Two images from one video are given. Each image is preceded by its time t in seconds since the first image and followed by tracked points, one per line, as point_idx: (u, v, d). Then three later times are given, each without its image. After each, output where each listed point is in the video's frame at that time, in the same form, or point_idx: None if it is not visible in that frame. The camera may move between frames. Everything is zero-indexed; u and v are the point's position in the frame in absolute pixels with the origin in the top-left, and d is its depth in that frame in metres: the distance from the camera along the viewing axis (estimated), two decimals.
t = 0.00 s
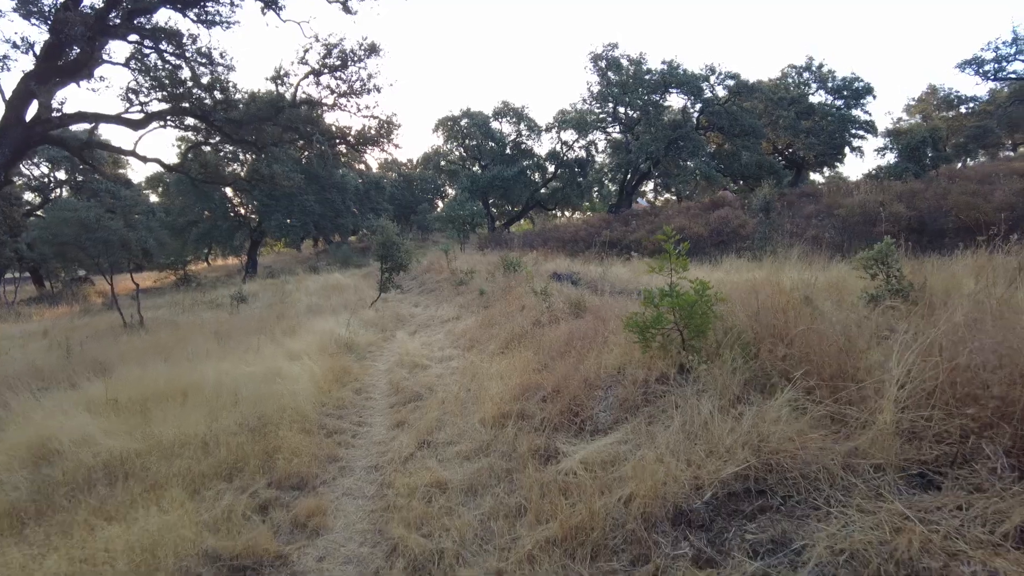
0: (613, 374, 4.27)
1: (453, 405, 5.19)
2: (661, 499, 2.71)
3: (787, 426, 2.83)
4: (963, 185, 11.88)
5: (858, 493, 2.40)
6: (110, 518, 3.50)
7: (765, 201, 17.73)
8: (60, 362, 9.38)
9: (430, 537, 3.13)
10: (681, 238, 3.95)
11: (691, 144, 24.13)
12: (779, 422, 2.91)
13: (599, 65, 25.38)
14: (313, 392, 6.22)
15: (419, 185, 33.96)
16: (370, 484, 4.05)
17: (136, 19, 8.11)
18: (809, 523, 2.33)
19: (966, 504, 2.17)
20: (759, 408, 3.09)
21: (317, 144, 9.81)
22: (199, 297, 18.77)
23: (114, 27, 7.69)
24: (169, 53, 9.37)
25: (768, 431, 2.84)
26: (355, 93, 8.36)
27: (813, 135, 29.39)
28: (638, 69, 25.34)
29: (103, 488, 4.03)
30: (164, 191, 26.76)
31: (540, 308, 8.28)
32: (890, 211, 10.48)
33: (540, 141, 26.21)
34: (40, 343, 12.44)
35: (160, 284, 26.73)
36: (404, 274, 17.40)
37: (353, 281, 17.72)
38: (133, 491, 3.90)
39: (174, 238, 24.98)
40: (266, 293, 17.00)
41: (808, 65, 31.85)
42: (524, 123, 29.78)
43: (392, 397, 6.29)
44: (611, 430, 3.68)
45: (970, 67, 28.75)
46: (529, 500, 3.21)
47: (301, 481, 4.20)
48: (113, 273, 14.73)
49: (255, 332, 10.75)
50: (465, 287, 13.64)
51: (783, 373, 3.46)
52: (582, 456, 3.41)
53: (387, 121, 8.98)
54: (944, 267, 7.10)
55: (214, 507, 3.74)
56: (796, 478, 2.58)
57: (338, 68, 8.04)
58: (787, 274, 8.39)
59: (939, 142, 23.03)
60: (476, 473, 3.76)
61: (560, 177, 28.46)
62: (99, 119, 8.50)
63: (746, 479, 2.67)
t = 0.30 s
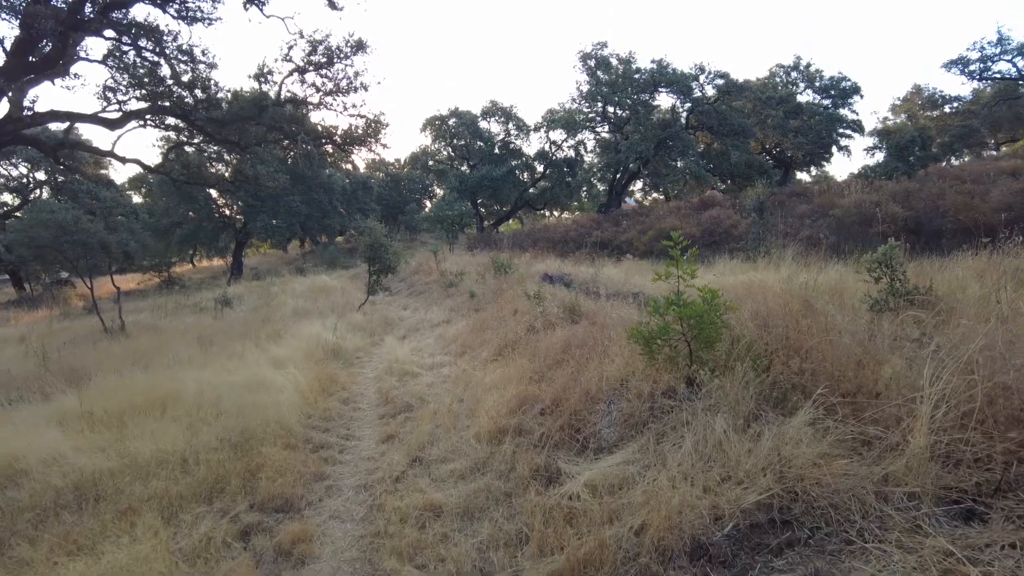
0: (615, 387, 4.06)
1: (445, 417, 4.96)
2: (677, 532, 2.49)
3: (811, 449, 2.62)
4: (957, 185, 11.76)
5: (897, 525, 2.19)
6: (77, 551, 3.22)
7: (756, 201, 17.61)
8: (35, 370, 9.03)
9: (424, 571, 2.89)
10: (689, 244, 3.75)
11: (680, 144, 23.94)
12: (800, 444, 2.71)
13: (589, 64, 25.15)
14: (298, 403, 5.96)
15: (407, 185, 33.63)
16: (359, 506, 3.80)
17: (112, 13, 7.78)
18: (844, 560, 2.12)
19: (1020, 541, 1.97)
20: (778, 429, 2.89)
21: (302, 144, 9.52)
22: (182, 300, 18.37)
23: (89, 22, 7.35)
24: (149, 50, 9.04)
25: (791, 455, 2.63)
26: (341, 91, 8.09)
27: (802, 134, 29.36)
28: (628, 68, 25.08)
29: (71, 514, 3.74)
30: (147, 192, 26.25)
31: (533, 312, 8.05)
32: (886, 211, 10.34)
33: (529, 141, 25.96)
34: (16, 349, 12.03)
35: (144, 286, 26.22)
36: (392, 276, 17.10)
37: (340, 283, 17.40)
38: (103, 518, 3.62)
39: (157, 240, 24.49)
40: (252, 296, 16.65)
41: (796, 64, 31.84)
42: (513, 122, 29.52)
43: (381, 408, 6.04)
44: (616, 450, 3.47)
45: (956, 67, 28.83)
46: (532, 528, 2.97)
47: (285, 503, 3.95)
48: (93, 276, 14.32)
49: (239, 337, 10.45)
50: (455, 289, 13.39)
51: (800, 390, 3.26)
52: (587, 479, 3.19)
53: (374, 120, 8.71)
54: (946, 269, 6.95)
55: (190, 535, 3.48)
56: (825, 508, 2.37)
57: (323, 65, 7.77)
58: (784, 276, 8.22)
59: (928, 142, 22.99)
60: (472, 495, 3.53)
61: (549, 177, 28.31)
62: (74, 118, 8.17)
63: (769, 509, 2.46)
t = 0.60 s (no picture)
0: (618, 392, 3.87)
1: (438, 425, 4.74)
2: (699, 554, 2.29)
3: (838, 461, 2.45)
4: (947, 185, 11.74)
5: (942, 549, 2.01)
6: None
7: (745, 202, 17.56)
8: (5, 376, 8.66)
9: None
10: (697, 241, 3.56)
11: (668, 145, 23.83)
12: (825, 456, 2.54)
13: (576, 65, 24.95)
14: (282, 410, 5.70)
15: (392, 186, 33.32)
16: (348, 522, 3.57)
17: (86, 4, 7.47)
18: None
19: None
20: (799, 439, 2.71)
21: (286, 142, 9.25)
22: (163, 303, 17.95)
23: (62, 13, 7.03)
24: (127, 45, 8.71)
25: (818, 468, 2.45)
26: (327, 86, 7.85)
27: (787, 136, 29.46)
28: (615, 69, 24.87)
29: (36, 536, 3.47)
30: (127, 193, 25.71)
31: (525, 314, 7.87)
32: (879, 212, 10.26)
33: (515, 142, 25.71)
34: None
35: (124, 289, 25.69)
36: (379, 278, 16.85)
37: (325, 285, 17.11)
38: (71, 540, 3.36)
39: (137, 242, 23.98)
40: (235, 299, 16.30)
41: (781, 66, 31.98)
42: (500, 123, 29.31)
43: (370, 415, 5.81)
44: (623, 461, 3.28)
45: (938, 70, 29.11)
46: (537, 547, 2.76)
47: (271, 518, 3.71)
48: (69, 279, 13.89)
49: (221, 341, 10.16)
50: (443, 291, 13.18)
51: (816, 396, 3.10)
52: (595, 493, 2.99)
53: (361, 116, 8.47)
54: (944, 270, 6.83)
55: (166, 556, 3.23)
56: (859, 527, 2.19)
57: (308, 60, 7.52)
58: (779, 277, 8.08)
59: (913, 144, 23.02)
60: (469, 510, 3.31)
61: (535, 179, 28.04)
62: (47, 114, 7.83)
63: (798, 527, 2.28)
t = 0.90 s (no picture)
0: (627, 403, 3.69)
1: (434, 435, 4.51)
2: None
3: (878, 483, 2.28)
4: (938, 188, 11.71)
5: None
6: None
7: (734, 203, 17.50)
8: None
9: None
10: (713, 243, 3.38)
11: (656, 147, 23.70)
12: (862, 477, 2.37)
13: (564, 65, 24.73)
14: (270, 419, 5.45)
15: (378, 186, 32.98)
16: (342, 543, 3.35)
17: None
18: None
19: None
20: (831, 457, 2.54)
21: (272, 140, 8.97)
22: (143, 305, 17.52)
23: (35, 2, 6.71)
24: (106, 38, 8.39)
25: (859, 490, 2.28)
26: (316, 82, 7.60)
27: (773, 138, 29.55)
28: (603, 70, 24.61)
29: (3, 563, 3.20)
30: (106, 192, 25.17)
31: (518, 318, 7.67)
32: (873, 214, 10.17)
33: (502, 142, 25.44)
34: None
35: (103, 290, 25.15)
36: (365, 279, 16.58)
37: (310, 286, 16.80)
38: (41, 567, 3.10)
39: (116, 242, 23.45)
40: (218, 300, 15.95)
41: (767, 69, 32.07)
42: (487, 123, 29.06)
43: (360, 423, 5.58)
44: (637, 478, 3.09)
45: (922, 75, 29.33)
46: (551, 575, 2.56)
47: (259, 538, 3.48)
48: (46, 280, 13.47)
49: (204, 344, 9.85)
50: (432, 293, 12.95)
51: (841, 409, 2.94)
52: (611, 515, 2.79)
53: (350, 114, 8.22)
54: (946, 274, 6.71)
55: None
56: (911, 558, 2.01)
57: (296, 55, 7.26)
58: (777, 280, 7.92)
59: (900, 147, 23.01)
60: (473, 530, 3.10)
61: (522, 180, 27.36)
62: (19, 108, 7.49)
63: (841, 557, 2.09)
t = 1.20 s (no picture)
0: (627, 411, 3.51)
1: (423, 445, 4.31)
2: None
3: (905, 501, 2.13)
4: (929, 188, 11.63)
5: None
6: None
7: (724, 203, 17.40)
8: None
9: None
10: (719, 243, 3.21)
11: (645, 147, 23.56)
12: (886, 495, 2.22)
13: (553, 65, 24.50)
14: (251, 426, 5.22)
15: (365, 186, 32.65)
16: (325, 562, 3.14)
17: None
18: None
19: None
20: (852, 473, 2.38)
21: (256, 138, 8.72)
22: (124, 306, 17.12)
23: None
24: (83, 33, 8.12)
25: (885, 512, 2.11)
26: (301, 77, 7.37)
27: (761, 139, 29.57)
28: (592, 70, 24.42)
29: None
30: (87, 191, 24.66)
31: (509, 320, 7.49)
32: (867, 215, 10.07)
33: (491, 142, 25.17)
34: None
35: (84, 291, 24.64)
36: (352, 280, 16.32)
37: (295, 287, 16.50)
38: None
39: (97, 242, 22.97)
40: (200, 302, 15.61)
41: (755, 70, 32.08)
42: (475, 123, 28.81)
43: (346, 431, 5.36)
44: (640, 493, 2.92)
45: (907, 77, 29.50)
46: None
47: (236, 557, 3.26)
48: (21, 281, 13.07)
49: (185, 347, 9.57)
50: (420, 294, 12.73)
51: (855, 418, 2.79)
52: (614, 534, 2.61)
53: (336, 110, 8.01)
54: (944, 275, 6.59)
55: None
56: None
57: (280, 48, 7.03)
58: (771, 281, 7.79)
59: (888, 147, 22.98)
60: (464, 549, 2.91)
61: (510, 180, 27.26)
62: None
63: None
